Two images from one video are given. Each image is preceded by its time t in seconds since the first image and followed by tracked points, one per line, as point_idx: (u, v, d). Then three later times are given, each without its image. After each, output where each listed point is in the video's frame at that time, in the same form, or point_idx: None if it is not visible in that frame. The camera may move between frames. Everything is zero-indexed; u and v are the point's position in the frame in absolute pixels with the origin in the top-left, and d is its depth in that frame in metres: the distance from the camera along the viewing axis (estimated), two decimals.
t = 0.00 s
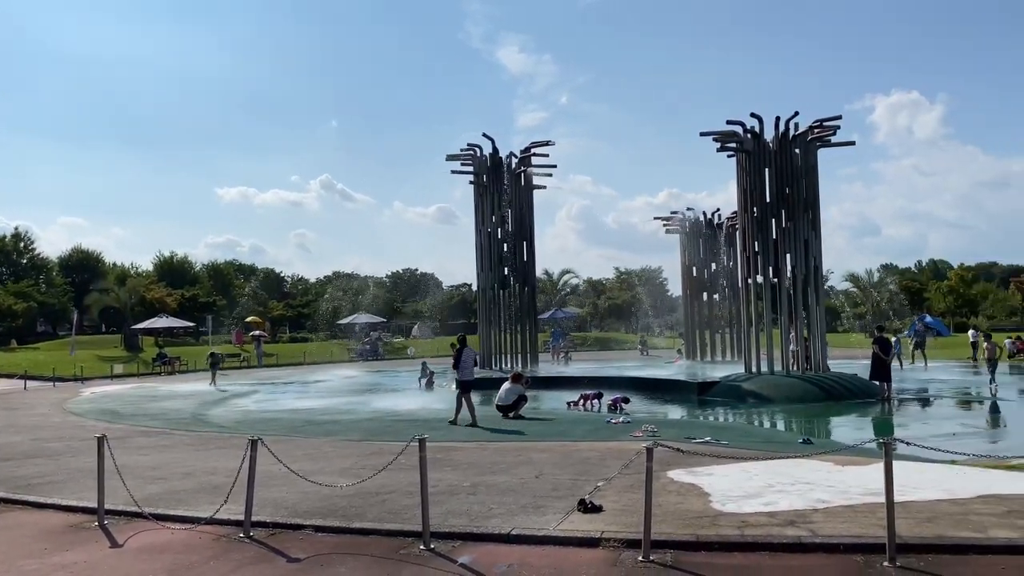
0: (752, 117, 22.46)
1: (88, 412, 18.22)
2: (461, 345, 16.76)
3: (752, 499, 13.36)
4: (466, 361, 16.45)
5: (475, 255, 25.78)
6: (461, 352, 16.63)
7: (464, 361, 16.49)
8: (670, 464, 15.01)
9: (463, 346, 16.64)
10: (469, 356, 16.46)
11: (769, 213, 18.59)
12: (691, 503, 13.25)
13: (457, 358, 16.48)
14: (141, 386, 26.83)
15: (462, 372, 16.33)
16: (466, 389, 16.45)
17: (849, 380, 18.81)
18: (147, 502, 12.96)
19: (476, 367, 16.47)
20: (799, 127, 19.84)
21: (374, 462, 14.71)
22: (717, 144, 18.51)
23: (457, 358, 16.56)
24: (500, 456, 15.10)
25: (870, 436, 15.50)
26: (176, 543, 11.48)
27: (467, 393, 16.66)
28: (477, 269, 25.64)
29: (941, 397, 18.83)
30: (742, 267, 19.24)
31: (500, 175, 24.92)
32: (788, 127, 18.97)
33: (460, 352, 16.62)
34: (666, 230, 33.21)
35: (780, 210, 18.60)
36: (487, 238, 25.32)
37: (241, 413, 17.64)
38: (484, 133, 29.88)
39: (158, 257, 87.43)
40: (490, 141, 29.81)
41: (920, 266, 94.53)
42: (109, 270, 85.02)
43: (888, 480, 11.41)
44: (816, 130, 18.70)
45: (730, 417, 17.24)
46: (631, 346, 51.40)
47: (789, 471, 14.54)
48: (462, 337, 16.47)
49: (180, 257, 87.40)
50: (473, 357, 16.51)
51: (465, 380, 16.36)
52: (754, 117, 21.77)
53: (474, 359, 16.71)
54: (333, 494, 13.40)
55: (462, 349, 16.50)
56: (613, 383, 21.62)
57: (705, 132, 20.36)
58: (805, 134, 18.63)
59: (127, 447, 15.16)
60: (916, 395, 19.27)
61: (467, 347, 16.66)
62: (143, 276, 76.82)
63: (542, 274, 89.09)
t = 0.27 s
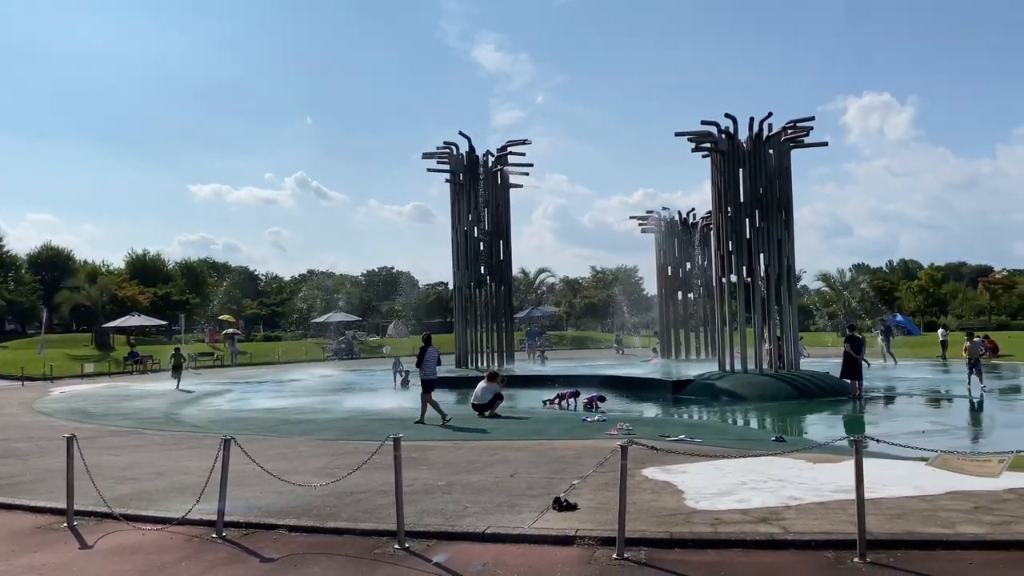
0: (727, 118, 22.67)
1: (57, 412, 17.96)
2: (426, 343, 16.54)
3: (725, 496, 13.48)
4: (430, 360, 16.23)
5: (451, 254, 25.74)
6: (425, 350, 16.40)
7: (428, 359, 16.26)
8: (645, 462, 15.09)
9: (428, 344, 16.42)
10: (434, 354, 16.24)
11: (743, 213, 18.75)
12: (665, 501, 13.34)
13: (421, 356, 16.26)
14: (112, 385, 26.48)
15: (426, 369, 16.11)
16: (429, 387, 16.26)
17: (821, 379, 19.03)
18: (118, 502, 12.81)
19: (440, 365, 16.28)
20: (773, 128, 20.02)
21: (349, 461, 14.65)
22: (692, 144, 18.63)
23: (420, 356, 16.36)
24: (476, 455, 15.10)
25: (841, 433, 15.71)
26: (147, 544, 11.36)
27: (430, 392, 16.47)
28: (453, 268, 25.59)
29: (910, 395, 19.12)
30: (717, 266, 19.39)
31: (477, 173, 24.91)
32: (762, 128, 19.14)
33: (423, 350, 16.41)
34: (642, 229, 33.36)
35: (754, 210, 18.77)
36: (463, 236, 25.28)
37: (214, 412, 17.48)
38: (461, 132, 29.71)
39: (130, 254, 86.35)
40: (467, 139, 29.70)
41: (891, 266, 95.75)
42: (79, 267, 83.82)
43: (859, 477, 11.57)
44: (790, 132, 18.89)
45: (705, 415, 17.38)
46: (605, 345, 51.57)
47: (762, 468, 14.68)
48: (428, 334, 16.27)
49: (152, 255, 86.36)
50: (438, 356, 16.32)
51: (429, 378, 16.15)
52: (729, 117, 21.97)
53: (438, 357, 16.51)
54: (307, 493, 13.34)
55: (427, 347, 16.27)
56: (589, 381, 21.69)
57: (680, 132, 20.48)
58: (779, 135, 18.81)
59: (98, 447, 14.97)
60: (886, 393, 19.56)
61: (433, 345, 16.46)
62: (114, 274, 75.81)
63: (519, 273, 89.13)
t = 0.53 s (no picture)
0: (704, 118, 22.82)
1: (27, 412, 17.68)
2: (392, 341, 16.42)
3: (701, 494, 13.57)
4: (397, 358, 16.14)
5: (428, 253, 25.66)
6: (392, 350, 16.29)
7: (395, 358, 16.16)
8: (622, 460, 15.15)
9: (395, 343, 16.31)
10: (401, 353, 16.15)
11: (719, 213, 18.87)
12: (641, 499, 13.41)
13: (388, 355, 16.15)
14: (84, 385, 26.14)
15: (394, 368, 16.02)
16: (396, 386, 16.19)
17: (796, 377, 19.21)
18: (90, 503, 12.65)
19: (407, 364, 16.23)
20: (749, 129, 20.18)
21: (325, 460, 14.57)
22: (669, 144, 18.72)
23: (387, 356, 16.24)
24: (453, 454, 15.08)
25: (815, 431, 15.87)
26: (120, 545, 11.23)
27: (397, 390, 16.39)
28: (430, 266, 25.50)
29: (883, 393, 19.37)
30: (693, 265, 19.50)
31: (454, 172, 24.86)
32: (739, 128, 19.28)
33: (390, 348, 16.30)
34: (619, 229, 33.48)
35: (731, 210, 18.89)
36: (441, 235, 25.22)
37: (189, 412, 17.30)
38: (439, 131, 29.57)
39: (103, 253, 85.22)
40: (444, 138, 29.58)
41: (865, 266, 96.78)
42: (51, 265, 82.59)
43: (832, 474, 11.69)
44: (766, 132, 19.05)
45: (681, 413, 17.48)
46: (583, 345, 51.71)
47: (738, 466, 14.79)
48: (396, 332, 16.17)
49: (126, 253, 85.30)
50: (405, 354, 16.24)
51: (395, 377, 16.07)
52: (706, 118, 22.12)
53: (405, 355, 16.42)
54: (283, 493, 13.25)
55: (394, 346, 16.18)
56: (566, 380, 21.73)
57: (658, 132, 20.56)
58: (755, 135, 18.96)
59: (69, 447, 14.76)
60: (860, 391, 19.80)
61: (400, 344, 16.36)
62: (86, 272, 74.76)
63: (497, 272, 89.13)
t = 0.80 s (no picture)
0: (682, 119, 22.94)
1: None
2: (358, 341, 16.29)
3: (678, 493, 13.64)
4: (363, 359, 16.03)
5: (406, 252, 25.56)
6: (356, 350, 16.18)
7: (360, 358, 16.05)
8: (600, 459, 15.19)
9: (361, 342, 16.18)
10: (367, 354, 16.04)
11: (697, 213, 18.98)
12: (619, 498, 13.45)
13: (354, 355, 16.03)
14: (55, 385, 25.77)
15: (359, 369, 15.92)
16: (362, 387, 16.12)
17: (772, 376, 19.37)
18: (61, 505, 12.47)
19: (372, 365, 16.14)
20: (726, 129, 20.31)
21: (302, 460, 14.48)
22: (648, 144, 18.81)
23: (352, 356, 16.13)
24: (431, 454, 15.04)
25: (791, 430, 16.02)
26: (92, 547, 11.09)
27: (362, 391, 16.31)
28: (409, 265, 25.41)
29: (858, 392, 19.58)
30: (671, 265, 19.59)
31: (432, 171, 24.79)
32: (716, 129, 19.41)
33: (356, 348, 16.18)
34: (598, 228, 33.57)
35: (708, 210, 19.01)
36: (419, 234, 25.13)
37: (163, 412, 17.11)
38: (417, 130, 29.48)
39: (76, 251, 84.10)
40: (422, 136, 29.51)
41: (839, 266, 97.83)
42: (22, 263, 81.41)
43: (808, 472, 11.79)
44: (743, 133, 19.19)
45: (659, 412, 17.57)
46: (561, 344, 51.85)
47: (715, 465, 14.88)
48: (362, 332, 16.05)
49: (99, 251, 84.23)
50: (371, 355, 16.15)
51: (361, 378, 15.99)
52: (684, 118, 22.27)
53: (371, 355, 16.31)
54: (259, 493, 13.15)
55: (360, 346, 16.06)
56: (545, 379, 21.74)
57: (636, 132, 20.65)
58: (732, 136, 19.10)
59: (40, 447, 14.55)
60: (835, 390, 20.00)
61: (366, 344, 16.24)
62: (59, 270, 73.76)
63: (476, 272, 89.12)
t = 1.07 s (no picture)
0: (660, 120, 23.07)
1: None
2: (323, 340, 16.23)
3: (655, 492, 13.72)
4: (327, 358, 16.03)
5: (385, 251, 25.48)
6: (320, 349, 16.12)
7: (324, 358, 16.00)
8: (577, 459, 15.24)
9: (325, 342, 16.12)
10: (332, 353, 16.05)
11: (674, 214, 19.10)
12: (597, 497, 13.50)
13: (319, 354, 16.00)
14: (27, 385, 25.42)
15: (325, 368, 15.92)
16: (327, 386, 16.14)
17: (748, 376, 19.54)
18: (33, 507, 12.30)
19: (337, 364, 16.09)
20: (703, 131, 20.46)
21: (279, 461, 14.40)
22: (626, 145, 18.90)
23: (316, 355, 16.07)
24: (409, 454, 15.01)
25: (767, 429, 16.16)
26: (65, 549, 10.95)
27: (327, 389, 16.33)
28: (387, 265, 25.33)
29: (832, 392, 19.80)
30: (649, 265, 19.69)
31: (411, 170, 24.74)
32: (693, 130, 19.54)
33: (320, 347, 16.15)
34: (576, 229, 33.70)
35: (686, 211, 19.14)
36: (398, 234, 25.06)
37: (138, 413, 16.94)
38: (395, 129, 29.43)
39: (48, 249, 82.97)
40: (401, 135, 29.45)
41: (815, 266, 98.93)
42: None
43: (783, 471, 11.91)
44: (720, 134, 19.35)
45: (637, 412, 17.66)
46: (539, 344, 52.00)
47: (692, 464, 14.98)
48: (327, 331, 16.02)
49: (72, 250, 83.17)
50: (335, 354, 16.11)
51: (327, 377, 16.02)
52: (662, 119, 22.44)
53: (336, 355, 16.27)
54: (235, 494, 13.05)
55: (324, 346, 16.03)
56: (523, 379, 21.77)
57: (614, 133, 20.75)
58: (710, 137, 19.25)
59: (11, 448, 14.35)
60: (810, 390, 20.19)
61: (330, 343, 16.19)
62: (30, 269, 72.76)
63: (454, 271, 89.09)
